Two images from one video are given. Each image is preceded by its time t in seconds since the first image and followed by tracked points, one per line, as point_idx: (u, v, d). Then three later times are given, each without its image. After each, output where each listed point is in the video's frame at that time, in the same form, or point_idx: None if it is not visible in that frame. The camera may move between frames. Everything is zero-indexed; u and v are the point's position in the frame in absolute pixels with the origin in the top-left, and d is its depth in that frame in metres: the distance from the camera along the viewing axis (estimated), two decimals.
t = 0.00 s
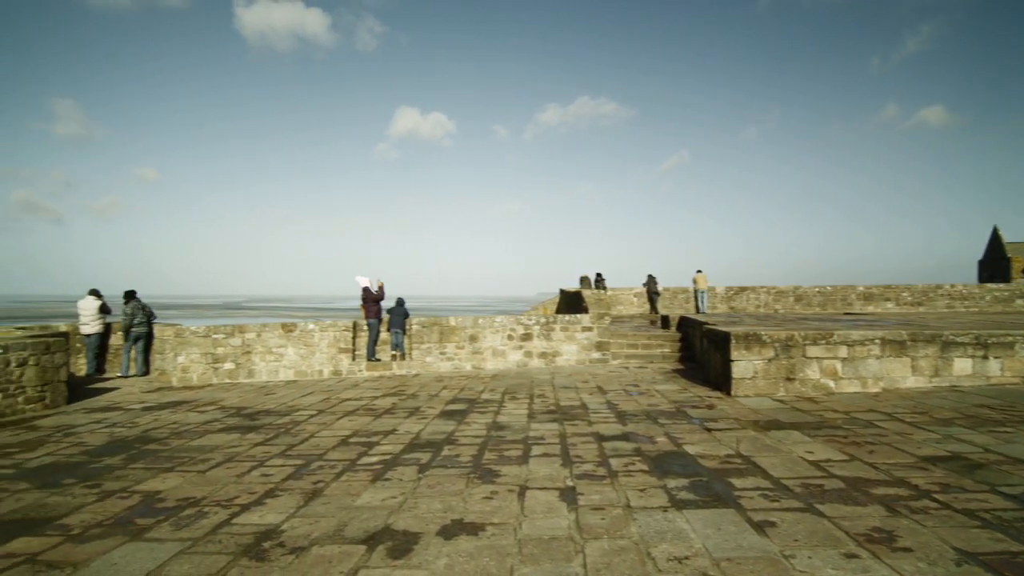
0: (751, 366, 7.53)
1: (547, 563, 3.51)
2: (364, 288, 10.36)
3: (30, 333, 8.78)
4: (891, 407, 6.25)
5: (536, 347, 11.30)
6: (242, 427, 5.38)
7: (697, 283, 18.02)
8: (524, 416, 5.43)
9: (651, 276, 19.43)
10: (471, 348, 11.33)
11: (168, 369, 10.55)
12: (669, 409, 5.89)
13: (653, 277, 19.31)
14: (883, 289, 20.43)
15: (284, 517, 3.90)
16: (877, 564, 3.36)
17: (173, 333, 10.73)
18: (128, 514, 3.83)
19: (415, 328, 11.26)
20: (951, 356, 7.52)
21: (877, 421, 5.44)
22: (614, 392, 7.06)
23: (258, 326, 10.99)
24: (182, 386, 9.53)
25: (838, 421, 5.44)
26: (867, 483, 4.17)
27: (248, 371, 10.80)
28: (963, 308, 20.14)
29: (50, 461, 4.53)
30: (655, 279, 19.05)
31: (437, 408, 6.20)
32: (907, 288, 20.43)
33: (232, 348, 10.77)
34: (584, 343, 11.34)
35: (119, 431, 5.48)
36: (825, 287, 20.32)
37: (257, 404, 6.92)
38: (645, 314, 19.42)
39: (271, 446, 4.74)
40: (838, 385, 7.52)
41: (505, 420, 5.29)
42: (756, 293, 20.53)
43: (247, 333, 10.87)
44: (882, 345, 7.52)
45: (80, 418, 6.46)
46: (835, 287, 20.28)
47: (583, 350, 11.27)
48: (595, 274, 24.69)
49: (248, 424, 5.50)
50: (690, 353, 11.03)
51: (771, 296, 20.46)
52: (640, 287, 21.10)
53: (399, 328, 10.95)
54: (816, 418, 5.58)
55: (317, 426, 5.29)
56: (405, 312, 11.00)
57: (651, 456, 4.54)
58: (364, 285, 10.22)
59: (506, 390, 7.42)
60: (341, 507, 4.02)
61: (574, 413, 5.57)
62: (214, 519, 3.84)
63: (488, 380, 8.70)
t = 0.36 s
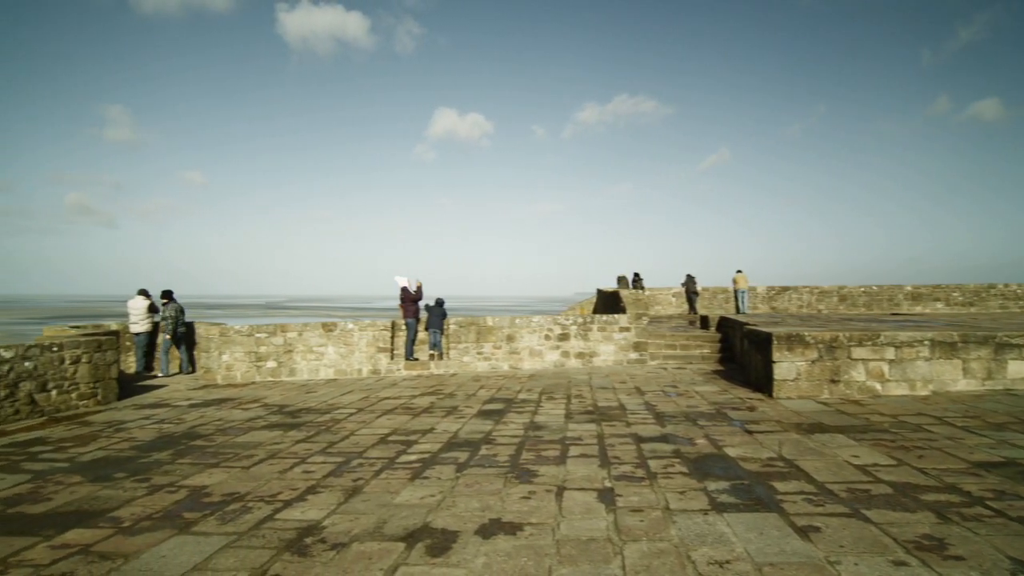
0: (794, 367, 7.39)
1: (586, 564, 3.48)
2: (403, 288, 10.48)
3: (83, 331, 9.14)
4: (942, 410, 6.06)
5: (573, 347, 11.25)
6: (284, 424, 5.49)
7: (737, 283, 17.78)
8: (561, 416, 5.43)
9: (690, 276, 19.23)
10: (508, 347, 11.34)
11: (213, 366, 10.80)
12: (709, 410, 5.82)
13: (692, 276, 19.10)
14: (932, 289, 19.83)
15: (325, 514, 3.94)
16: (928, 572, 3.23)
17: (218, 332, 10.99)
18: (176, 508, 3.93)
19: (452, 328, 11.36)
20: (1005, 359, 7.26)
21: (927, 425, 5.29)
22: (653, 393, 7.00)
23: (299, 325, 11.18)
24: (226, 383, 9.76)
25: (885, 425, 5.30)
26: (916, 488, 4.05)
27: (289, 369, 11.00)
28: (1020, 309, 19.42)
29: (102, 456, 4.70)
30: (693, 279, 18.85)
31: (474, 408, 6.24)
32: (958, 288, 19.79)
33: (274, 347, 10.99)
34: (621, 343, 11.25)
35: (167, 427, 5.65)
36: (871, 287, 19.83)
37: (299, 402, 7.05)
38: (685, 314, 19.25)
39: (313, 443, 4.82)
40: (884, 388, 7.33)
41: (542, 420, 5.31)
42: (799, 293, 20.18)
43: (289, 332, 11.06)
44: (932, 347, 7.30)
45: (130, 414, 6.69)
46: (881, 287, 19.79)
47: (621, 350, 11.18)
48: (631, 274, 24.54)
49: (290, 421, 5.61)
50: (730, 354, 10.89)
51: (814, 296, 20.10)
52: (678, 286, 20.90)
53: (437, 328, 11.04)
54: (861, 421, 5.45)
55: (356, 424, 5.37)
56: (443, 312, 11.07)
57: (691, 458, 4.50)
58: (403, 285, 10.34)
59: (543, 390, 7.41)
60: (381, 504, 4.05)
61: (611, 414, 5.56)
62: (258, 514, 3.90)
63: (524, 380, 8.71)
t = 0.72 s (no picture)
0: (838, 369, 7.23)
1: (624, 566, 3.38)
2: (441, 288, 10.55)
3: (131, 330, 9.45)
4: (994, 414, 5.86)
5: (610, 348, 11.20)
6: (324, 422, 5.61)
7: (778, 283, 17.50)
8: (598, 417, 5.45)
9: (729, 276, 19.00)
10: (544, 347, 11.32)
11: (255, 364, 11.06)
12: (749, 413, 5.77)
13: (731, 276, 18.87)
14: (983, 288, 19.21)
15: (364, 511, 3.98)
16: None
17: (261, 331, 11.26)
18: (220, 503, 4.02)
19: (488, 327, 11.38)
20: None
21: (978, 429, 5.13)
22: (691, 394, 6.94)
23: (338, 325, 11.34)
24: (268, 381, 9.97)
25: (933, 429, 5.16)
26: (966, 494, 3.92)
27: (328, 368, 11.17)
28: None
29: (149, 451, 4.86)
30: (733, 279, 18.62)
31: (510, 408, 6.27)
32: (1011, 288, 19.12)
33: (314, 346, 11.21)
34: (659, 344, 11.14)
35: (211, 424, 5.81)
36: (918, 287, 19.32)
37: (338, 400, 7.17)
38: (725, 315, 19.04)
39: (352, 441, 4.93)
40: (933, 391, 7.12)
41: (578, 421, 5.37)
42: (842, 293, 19.79)
43: (328, 331, 11.24)
44: (983, 349, 7.07)
45: (177, 410, 6.89)
46: (929, 287, 19.26)
47: (659, 350, 11.07)
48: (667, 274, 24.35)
49: (328, 419, 5.72)
50: (771, 355, 10.72)
51: (858, 296, 19.68)
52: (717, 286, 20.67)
53: (473, 327, 11.07)
54: (909, 425, 5.32)
55: (394, 422, 5.47)
56: (480, 312, 11.08)
57: (730, 460, 4.49)
58: (440, 285, 10.41)
59: (579, 391, 7.40)
60: (419, 502, 4.08)
61: (648, 415, 5.57)
62: (300, 510, 3.96)
63: (560, 379, 8.70)
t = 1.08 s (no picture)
0: (885, 371, 7.05)
1: (665, 569, 3.27)
2: (480, 288, 10.59)
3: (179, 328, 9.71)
4: None
5: (649, 348, 11.11)
6: (365, 420, 5.78)
7: (823, 283, 17.21)
8: (636, 420, 5.50)
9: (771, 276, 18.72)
10: (582, 347, 11.28)
11: (297, 363, 11.22)
12: (792, 416, 5.71)
13: (774, 276, 18.59)
14: None
15: (404, 508, 4.01)
16: None
17: (303, 331, 11.41)
18: (265, 498, 4.09)
19: (526, 327, 11.34)
20: None
21: None
22: (732, 396, 6.89)
23: (377, 324, 11.49)
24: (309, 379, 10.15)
25: (988, 434, 5.00)
26: None
27: (369, 367, 11.32)
28: None
29: (197, 448, 5.01)
30: (776, 279, 18.31)
31: (548, 407, 6.31)
32: None
33: (355, 346, 11.37)
34: (699, 344, 11.03)
35: (256, 421, 5.97)
36: (970, 287, 18.74)
37: (380, 399, 7.28)
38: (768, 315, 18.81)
39: (392, 439, 5.10)
40: (987, 395, 6.90)
41: (616, 423, 5.42)
42: (890, 294, 19.46)
43: (367, 331, 11.39)
44: None
45: (223, 407, 7.08)
46: (982, 287, 18.67)
47: (699, 351, 10.95)
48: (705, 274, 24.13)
49: (369, 417, 5.89)
50: (816, 356, 10.53)
51: (907, 296, 19.23)
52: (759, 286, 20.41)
53: (511, 328, 11.06)
54: (961, 429, 5.17)
55: (433, 422, 5.61)
56: (518, 312, 11.05)
57: (773, 464, 4.44)
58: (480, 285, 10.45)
59: (617, 391, 7.42)
60: (458, 501, 4.10)
61: (687, 418, 5.58)
62: (341, 507, 4.01)
63: (598, 380, 8.71)
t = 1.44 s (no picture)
0: (936, 374, 6.86)
1: (707, 572, 3.21)
2: (519, 288, 10.62)
3: (223, 326, 9.95)
4: None
5: (689, 348, 10.96)
6: (404, 419, 5.88)
7: (869, 283, 16.83)
8: (676, 422, 5.48)
9: (814, 275, 18.37)
10: (620, 348, 11.21)
11: (339, 361, 11.54)
12: (837, 418, 5.61)
13: (817, 276, 18.24)
14: None
15: (443, 507, 4.03)
16: None
17: (344, 330, 11.75)
18: (307, 495, 4.16)
19: (563, 327, 11.30)
20: None
21: None
22: (774, 398, 6.80)
23: (416, 324, 11.60)
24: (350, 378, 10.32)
25: None
26: None
27: (408, 367, 11.43)
28: None
29: (241, 444, 5.13)
30: (819, 279, 17.95)
31: (587, 407, 6.32)
32: None
33: (394, 345, 11.52)
34: (740, 345, 10.88)
35: (298, 419, 6.09)
36: None
37: (419, 398, 7.35)
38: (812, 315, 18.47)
39: (430, 438, 5.17)
40: None
41: (655, 424, 5.41)
42: (940, 293, 18.96)
43: (406, 331, 11.53)
44: None
45: (268, 404, 7.24)
46: None
47: (740, 352, 10.80)
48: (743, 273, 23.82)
49: (409, 416, 5.99)
50: (862, 358, 10.31)
51: (957, 296, 18.72)
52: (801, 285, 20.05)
53: (549, 328, 11.05)
54: (1017, 434, 5.01)
55: (471, 421, 5.67)
56: (555, 312, 11.05)
57: (817, 467, 4.37)
58: (519, 285, 10.46)
59: (657, 391, 7.42)
60: (497, 500, 4.10)
61: (729, 420, 5.53)
62: (381, 505, 4.05)
63: (636, 381, 8.68)
